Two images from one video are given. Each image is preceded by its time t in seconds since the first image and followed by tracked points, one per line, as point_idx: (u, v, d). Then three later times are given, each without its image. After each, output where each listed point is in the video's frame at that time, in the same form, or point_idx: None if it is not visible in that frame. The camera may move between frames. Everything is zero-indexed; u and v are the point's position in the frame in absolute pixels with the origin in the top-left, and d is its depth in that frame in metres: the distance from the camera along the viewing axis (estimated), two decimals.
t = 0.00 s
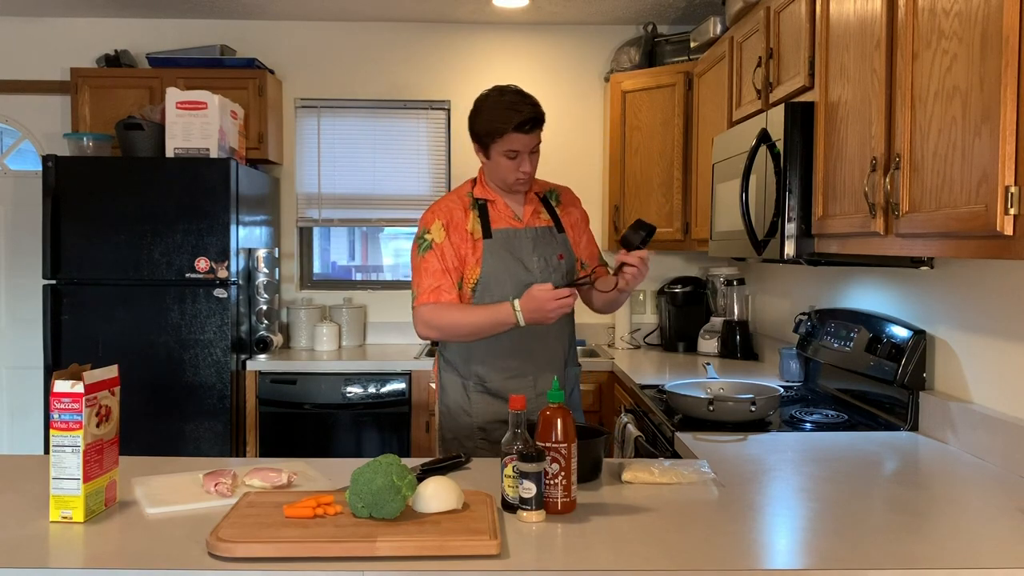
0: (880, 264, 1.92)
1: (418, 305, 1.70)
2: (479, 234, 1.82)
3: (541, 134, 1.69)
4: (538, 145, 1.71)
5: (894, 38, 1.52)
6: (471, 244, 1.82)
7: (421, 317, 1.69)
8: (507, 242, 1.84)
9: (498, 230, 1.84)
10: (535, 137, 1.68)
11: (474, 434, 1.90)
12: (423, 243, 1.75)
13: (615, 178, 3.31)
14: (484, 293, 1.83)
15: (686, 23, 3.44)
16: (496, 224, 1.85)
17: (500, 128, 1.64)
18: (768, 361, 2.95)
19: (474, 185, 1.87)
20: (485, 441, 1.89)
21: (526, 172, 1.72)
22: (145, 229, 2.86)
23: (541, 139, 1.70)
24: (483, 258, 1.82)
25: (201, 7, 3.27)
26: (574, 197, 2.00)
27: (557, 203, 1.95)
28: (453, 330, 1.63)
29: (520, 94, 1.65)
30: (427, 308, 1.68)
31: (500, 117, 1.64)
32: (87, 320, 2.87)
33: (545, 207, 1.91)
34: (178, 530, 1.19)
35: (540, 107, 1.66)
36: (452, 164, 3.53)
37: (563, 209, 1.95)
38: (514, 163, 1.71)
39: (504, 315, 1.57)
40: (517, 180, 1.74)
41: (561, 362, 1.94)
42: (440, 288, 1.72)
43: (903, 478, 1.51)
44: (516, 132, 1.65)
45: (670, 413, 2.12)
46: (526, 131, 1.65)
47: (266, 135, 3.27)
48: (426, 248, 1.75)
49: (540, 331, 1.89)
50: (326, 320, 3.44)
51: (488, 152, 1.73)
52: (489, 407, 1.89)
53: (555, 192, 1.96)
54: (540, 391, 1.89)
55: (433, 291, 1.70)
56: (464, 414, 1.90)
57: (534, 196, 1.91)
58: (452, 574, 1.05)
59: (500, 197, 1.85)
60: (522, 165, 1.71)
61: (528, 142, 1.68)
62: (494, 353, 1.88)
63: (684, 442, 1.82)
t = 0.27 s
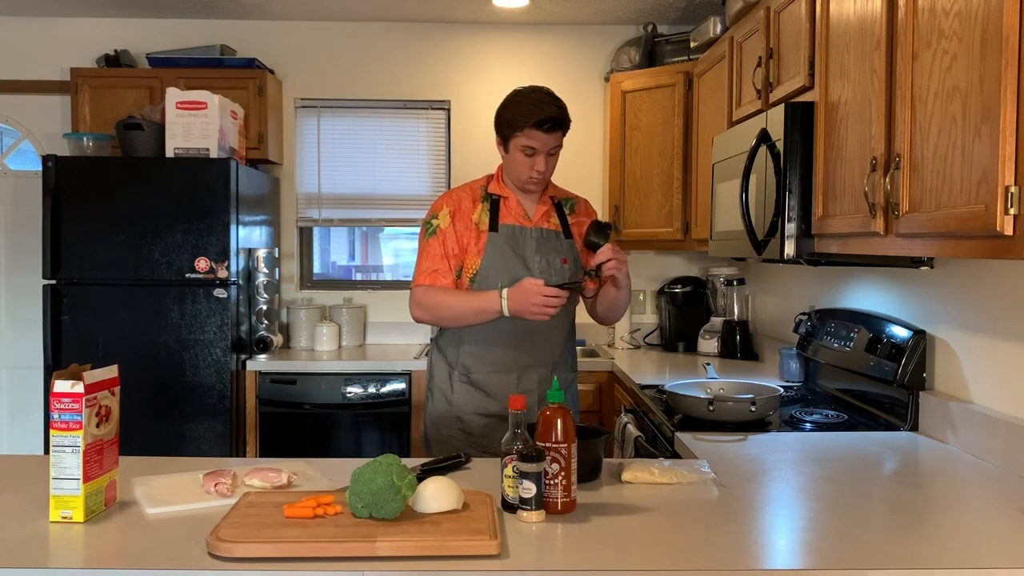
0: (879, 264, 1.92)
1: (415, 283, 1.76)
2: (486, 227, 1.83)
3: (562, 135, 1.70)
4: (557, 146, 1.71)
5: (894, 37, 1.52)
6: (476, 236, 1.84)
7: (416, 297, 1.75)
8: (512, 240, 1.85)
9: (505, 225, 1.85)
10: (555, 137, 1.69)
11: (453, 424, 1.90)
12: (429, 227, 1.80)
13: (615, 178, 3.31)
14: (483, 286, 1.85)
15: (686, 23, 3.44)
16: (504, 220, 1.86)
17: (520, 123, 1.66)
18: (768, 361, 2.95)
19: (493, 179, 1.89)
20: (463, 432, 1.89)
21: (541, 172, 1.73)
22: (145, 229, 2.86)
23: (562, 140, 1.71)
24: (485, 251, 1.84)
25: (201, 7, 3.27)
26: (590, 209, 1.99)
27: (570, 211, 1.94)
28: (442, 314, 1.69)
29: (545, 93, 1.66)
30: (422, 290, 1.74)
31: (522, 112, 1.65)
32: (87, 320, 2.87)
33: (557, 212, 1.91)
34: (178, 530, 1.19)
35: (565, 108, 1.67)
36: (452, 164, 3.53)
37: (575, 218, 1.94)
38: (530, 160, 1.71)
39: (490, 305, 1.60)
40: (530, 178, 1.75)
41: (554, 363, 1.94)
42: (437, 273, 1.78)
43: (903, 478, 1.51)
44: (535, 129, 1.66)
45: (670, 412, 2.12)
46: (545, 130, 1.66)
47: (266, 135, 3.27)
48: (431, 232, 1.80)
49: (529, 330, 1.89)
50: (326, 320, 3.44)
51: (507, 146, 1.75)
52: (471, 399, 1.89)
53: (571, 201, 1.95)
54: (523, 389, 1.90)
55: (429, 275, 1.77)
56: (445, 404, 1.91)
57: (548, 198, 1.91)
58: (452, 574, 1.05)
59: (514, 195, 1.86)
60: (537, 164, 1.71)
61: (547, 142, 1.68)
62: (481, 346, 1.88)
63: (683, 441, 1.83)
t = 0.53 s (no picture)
0: (879, 264, 1.92)
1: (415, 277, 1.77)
2: (490, 225, 1.84)
3: (568, 136, 1.70)
4: (563, 146, 1.71)
5: (894, 37, 1.52)
6: (479, 234, 1.84)
7: (417, 292, 1.76)
8: (514, 239, 1.85)
9: (508, 224, 1.85)
10: (561, 137, 1.69)
11: (448, 420, 1.90)
12: (432, 224, 1.82)
13: (615, 178, 3.31)
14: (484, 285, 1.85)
15: (686, 23, 3.44)
16: (508, 220, 1.86)
17: (527, 121, 1.66)
18: (768, 361, 2.95)
19: (499, 178, 1.89)
20: (457, 429, 1.89)
21: (546, 171, 1.73)
22: (145, 229, 2.86)
23: (568, 140, 1.71)
24: (487, 249, 1.84)
25: (201, 7, 3.27)
26: (595, 212, 1.99)
27: (574, 213, 1.93)
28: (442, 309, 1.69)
29: (553, 93, 1.67)
30: (422, 285, 1.75)
31: (530, 111, 1.65)
32: (87, 320, 2.87)
33: (561, 213, 1.90)
34: (178, 530, 1.19)
35: (573, 108, 1.67)
36: (452, 164, 3.53)
37: (580, 220, 1.93)
38: (535, 160, 1.72)
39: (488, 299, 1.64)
40: (534, 177, 1.75)
41: (552, 363, 1.93)
42: (438, 268, 1.79)
43: (903, 478, 1.51)
44: (541, 128, 1.66)
45: (670, 412, 2.12)
46: (551, 129, 1.66)
47: (266, 135, 3.27)
48: (434, 229, 1.81)
49: (527, 329, 1.89)
50: (326, 320, 3.44)
51: (514, 145, 1.75)
52: (466, 396, 1.89)
53: (577, 203, 1.94)
54: (519, 387, 1.89)
55: (431, 270, 1.78)
56: (441, 400, 1.91)
57: (553, 199, 1.91)
58: (452, 574, 1.05)
59: (518, 194, 1.86)
60: (542, 163, 1.71)
61: (553, 141, 1.69)
62: (478, 343, 1.88)
63: (683, 441, 1.82)
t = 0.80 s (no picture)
0: (879, 264, 1.92)
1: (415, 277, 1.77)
2: (491, 226, 1.84)
3: (569, 135, 1.70)
4: (564, 145, 1.71)
5: (895, 37, 1.52)
6: (480, 234, 1.84)
7: (417, 291, 1.76)
8: (516, 240, 1.85)
9: (509, 224, 1.85)
10: (562, 137, 1.69)
11: (452, 421, 1.90)
12: (433, 224, 1.82)
13: (615, 178, 3.30)
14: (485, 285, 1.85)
15: (686, 23, 3.44)
16: (509, 220, 1.86)
17: (528, 121, 1.66)
18: (768, 361, 2.95)
19: (500, 178, 1.89)
20: (461, 430, 1.89)
21: (547, 170, 1.73)
22: (145, 229, 2.86)
23: (569, 140, 1.71)
24: (488, 249, 1.84)
25: (201, 7, 3.27)
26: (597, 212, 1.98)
27: (575, 213, 1.92)
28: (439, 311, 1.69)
29: (554, 93, 1.67)
30: (423, 284, 1.75)
31: (531, 110, 1.65)
32: (87, 320, 2.87)
33: (562, 213, 1.90)
34: (178, 530, 1.19)
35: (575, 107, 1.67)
36: (452, 164, 3.53)
37: (581, 219, 1.93)
38: (537, 159, 1.71)
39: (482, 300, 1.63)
40: (535, 177, 1.75)
41: (555, 363, 1.93)
42: (439, 268, 1.79)
43: (903, 478, 1.51)
44: (543, 128, 1.66)
45: (670, 412, 2.12)
46: (553, 129, 1.66)
47: (266, 135, 3.27)
48: (434, 229, 1.81)
49: (529, 329, 1.89)
50: (326, 320, 3.44)
51: (516, 144, 1.75)
52: (470, 397, 1.89)
53: (579, 203, 1.93)
54: (522, 388, 1.89)
55: (431, 270, 1.77)
56: (445, 401, 1.91)
57: (554, 199, 1.91)
58: (452, 574, 1.05)
59: (519, 195, 1.86)
60: (543, 162, 1.71)
61: (554, 141, 1.68)
62: (481, 343, 1.88)
63: (683, 441, 1.82)
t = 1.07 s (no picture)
0: (879, 263, 1.92)
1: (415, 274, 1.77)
2: (491, 225, 1.84)
3: (571, 135, 1.70)
4: (566, 145, 1.71)
5: (895, 37, 1.52)
6: (480, 233, 1.84)
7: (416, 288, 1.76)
8: (516, 239, 1.85)
9: (510, 224, 1.85)
10: (564, 136, 1.69)
11: (454, 422, 1.90)
12: (433, 223, 1.81)
13: (615, 178, 3.30)
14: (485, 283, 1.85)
15: (686, 23, 3.44)
16: (510, 220, 1.86)
17: (530, 119, 1.66)
18: (768, 361, 2.95)
19: (501, 178, 1.89)
20: (464, 430, 1.89)
21: (549, 170, 1.73)
22: (145, 229, 2.86)
23: (570, 139, 1.71)
24: (489, 248, 1.84)
25: (201, 7, 3.27)
26: (597, 212, 1.98)
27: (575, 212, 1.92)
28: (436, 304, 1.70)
29: (557, 92, 1.67)
30: (422, 281, 1.74)
31: (534, 110, 1.66)
32: (87, 320, 2.87)
33: (562, 212, 1.90)
34: (178, 530, 1.19)
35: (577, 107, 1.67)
36: (452, 164, 3.53)
37: (582, 219, 1.93)
38: (538, 158, 1.71)
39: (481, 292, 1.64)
40: (537, 177, 1.75)
41: (556, 363, 1.92)
42: (439, 265, 1.78)
43: (903, 478, 1.51)
44: (545, 127, 1.66)
45: (670, 412, 2.12)
46: (555, 128, 1.66)
47: (266, 135, 3.27)
48: (435, 226, 1.82)
49: (530, 329, 1.88)
50: (326, 320, 3.44)
51: (517, 143, 1.75)
52: (471, 397, 1.89)
53: (579, 202, 1.94)
54: (524, 388, 1.89)
55: (431, 266, 1.78)
56: (447, 401, 1.91)
57: (555, 198, 1.91)
58: (452, 574, 1.05)
59: (520, 194, 1.86)
60: (545, 162, 1.71)
61: (556, 140, 1.69)
62: (482, 344, 1.88)
63: (683, 441, 1.82)
